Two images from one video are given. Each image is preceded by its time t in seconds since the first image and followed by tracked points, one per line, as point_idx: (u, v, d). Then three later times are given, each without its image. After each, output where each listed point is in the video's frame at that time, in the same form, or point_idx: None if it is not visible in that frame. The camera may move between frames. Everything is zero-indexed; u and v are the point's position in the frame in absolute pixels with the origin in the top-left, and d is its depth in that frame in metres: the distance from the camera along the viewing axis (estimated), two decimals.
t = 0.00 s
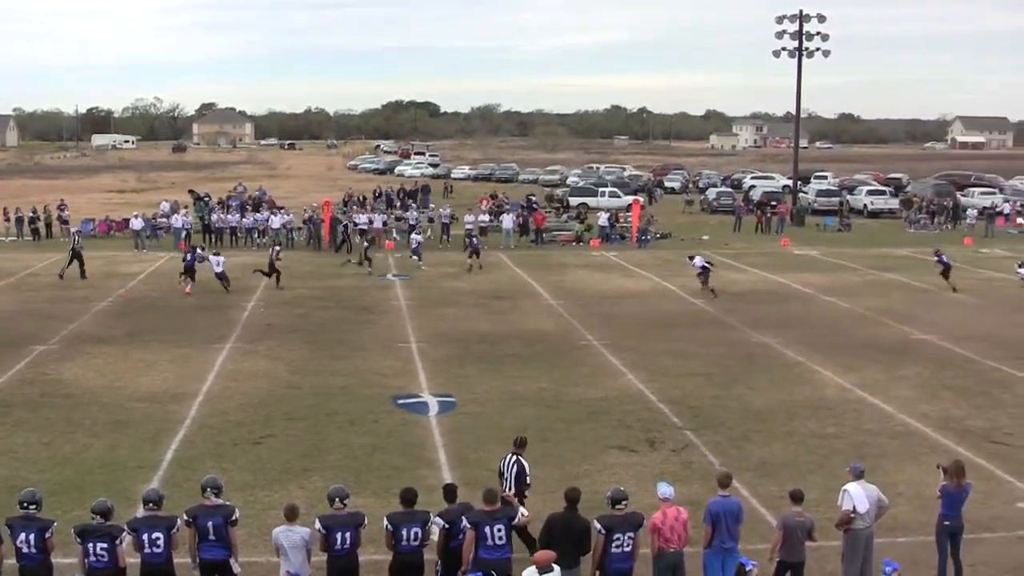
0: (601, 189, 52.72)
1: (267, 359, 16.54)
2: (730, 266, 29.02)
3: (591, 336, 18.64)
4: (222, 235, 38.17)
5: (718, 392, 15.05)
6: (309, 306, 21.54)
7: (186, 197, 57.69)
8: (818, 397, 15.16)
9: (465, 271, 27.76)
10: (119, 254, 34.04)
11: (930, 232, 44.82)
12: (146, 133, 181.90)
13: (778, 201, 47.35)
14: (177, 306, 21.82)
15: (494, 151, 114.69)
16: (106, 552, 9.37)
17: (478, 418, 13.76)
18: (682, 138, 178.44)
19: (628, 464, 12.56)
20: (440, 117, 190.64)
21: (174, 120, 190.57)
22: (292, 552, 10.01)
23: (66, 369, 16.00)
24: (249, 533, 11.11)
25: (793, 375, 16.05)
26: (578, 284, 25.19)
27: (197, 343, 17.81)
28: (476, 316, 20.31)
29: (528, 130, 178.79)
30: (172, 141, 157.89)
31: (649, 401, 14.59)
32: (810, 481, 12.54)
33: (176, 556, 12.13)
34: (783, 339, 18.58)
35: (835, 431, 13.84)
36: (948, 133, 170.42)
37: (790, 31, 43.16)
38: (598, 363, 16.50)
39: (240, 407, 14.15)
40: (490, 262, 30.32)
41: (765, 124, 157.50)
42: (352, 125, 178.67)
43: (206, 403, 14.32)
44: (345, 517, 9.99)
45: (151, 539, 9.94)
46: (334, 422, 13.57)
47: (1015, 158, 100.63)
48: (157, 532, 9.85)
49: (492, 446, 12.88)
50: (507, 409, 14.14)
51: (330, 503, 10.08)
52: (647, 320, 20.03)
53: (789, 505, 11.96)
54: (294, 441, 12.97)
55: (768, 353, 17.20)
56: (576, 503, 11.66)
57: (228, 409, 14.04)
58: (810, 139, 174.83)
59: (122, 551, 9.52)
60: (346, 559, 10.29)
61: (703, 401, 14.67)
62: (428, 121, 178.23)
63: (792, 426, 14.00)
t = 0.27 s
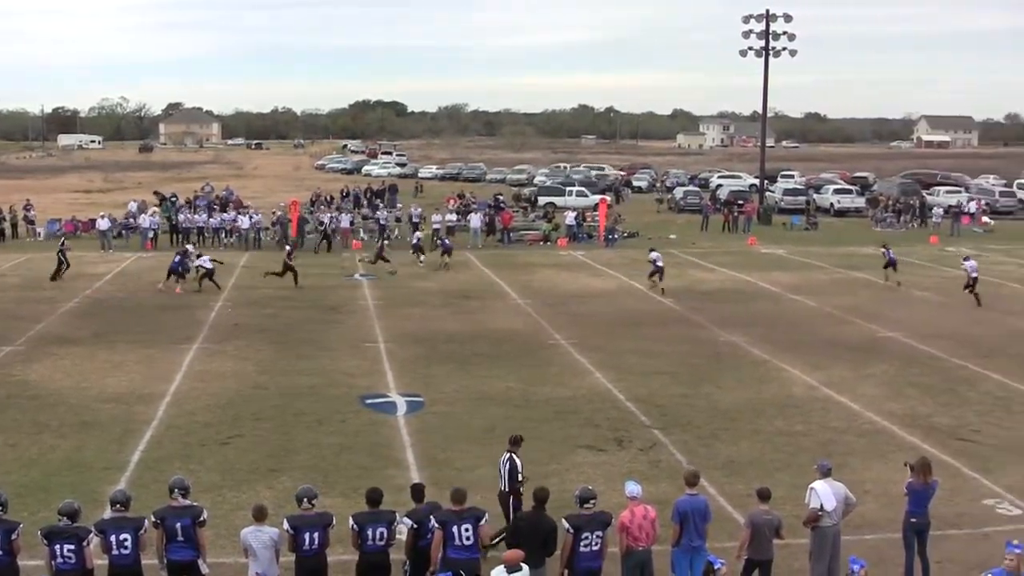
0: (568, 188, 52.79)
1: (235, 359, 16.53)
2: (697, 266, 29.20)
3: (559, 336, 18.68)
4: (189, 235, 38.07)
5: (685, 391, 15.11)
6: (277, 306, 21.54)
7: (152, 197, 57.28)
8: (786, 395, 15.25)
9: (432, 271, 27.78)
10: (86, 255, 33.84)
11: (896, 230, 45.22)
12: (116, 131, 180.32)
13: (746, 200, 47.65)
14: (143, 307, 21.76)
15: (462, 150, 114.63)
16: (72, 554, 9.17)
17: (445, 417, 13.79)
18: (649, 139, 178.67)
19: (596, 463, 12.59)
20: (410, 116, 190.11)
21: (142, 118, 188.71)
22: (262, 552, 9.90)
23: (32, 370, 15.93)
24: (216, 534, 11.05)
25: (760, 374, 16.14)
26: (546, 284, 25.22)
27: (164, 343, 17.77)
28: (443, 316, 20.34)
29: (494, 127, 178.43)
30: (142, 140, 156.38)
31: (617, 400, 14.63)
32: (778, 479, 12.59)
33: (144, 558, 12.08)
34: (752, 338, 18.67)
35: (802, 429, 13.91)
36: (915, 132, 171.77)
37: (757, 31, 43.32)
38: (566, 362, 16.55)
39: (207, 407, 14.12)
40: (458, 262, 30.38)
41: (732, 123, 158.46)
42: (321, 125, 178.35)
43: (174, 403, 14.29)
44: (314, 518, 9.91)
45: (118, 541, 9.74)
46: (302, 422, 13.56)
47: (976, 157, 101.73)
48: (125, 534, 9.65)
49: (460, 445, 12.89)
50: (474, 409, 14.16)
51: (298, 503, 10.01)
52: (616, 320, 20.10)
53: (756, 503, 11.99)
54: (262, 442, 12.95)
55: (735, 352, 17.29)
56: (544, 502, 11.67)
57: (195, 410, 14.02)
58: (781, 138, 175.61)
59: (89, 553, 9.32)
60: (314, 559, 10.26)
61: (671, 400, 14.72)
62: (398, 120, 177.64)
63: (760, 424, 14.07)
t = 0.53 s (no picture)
0: (537, 188, 52.84)
1: (203, 360, 16.52)
2: (665, 265, 29.38)
3: (528, 335, 18.74)
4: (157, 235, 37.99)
5: (654, 390, 15.16)
6: (246, 306, 21.54)
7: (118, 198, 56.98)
8: (754, 393, 15.35)
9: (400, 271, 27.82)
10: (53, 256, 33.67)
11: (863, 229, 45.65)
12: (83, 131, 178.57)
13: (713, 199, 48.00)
14: (112, 308, 21.71)
15: (430, 150, 114.74)
16: (40, 557, 9.06)
17: (415, 417, 13.80)
18: (617, 139, 179.35)
19: (565, 462, 12.61)
20: (378, 115, 189.50)
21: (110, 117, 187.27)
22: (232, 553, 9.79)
23: None
24: (185, 535, 10.99)
25: (728, 373, 16.23)
26: (515, 284, 25.28)
27: (133, 344, 17.73)
28: (412, 316, 20.40)
29: (463, 128, 178.60)
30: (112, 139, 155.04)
31: (586, 400, 14.66)
32: (747, 477, 12.65)
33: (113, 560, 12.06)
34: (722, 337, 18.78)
35: (770, 426, 13.99)
36: (882, 131, 173.07)
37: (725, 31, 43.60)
38: (534, 362, 16.61)
39: (176, 408, 14.09)
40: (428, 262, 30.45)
41: (699, 123, 159.89)
42: (287, 125, 178.43)
43: (142, 405, 14.26)
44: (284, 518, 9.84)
45: (87, 543, 9.56)
46: (271, 423, 13.55)
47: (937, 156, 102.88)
48: (93, 537, 9.47)
49: (429, 445, 12.90)
50: (444, 409, 14.18)
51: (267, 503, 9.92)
52: (586, 319, 20.17)
53: (725, 501, 12.05)
54: (231, 442, 12.91)
55: (703, 351, 17.38)
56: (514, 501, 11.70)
57: (163, 411, 13.99)
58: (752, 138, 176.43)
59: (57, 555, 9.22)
60: (284, 560, 10.19)
61: (639, 400, 14.78)
62: (367, 120, 177.00)
63: (728, 422, 14.15)
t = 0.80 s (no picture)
0: (500, 187, 52.84)
1: (166, 361, 16.48)
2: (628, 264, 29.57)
3: (492, 334, 18.79)
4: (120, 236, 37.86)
5: (617, 388, 15.22)
6: (209, 307, 21.50)
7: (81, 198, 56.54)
8: (718, 391, 15.43)
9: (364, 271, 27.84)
10: (15, 257, 33.44)
11: (826, 228, 45.89)
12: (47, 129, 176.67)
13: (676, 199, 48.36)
14: (73, 309, 21.61)
15: (393, 149, 114.69)
16: None
17: (378, 417, 13.83)
18: (579, 138, 179.74)
19: (529, 461, 12.65)
20: (339, 115, 188.61)
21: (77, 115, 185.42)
22: (196, 555, 9.63)
23: None
24: (148, 537, 10.92)
25: (692, 372, 16.33)
26: (479, 283, 25.36)
27: (96, 345, 17.67)
28: (375, 316, 20.43)
29: (427, 127, 178.04)
30: (76, 139, 153.42)
31: (549, 399, 14.71)
32: (711, 476, 12.70)
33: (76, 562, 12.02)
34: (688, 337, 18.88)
35: (734, 425, 14.06)
36: (843, 130, 174.48)
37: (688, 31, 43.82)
38: (499, 361, 16.66)
39: (140, 410, 14.05)
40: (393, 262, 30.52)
41: (662, 123, 161.94)
42: (249, 125, 177.44)
43: (105, 406, 14.21)
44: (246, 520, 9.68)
45: (49, 545, 9.42)
46: (235, 424, 13.54)
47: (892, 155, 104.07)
48: (56, 539, 9.35)
49: (393, 445, 12.92)
50: (407, 408, 14.22)
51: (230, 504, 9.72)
52: (550, 318, 20.27)
53: (689, 500, 12.08)
54: (195, 444, 12.90)
55: (667, 350, 17.46)
56: (478, 500, 11.70)
57: (127, 412, 13.96)
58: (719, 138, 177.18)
59: (18, 558, 9.16)
60: (248, 561, 10.04)
61: (603, 399, 14.84)
62: (329, 120, 176.12)
63: (692, 420, 14.22)
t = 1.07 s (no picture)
0: (474, 187, 52.84)
1: (142, 362, 16.49)
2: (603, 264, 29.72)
3: (467, 335, 18.83)
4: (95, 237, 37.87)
5: (592, 388, 15.25)
6: (183, 307, 21.52)
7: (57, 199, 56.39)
8: (693, 391, 15.47)
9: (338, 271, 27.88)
10: None
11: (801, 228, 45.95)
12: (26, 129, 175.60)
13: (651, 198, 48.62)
14: (48, 309, 21.60)
15: (368, 149, 114.82)
16: None
17: (353, 418, 13.87)
18: (552, 138, 180.07)
19: (503, 461, 12.67)
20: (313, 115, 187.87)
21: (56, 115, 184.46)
22: (172, 555, 9.50)
23: None
24: (124, 537, 10.85)
25: (666, 372, 16.38)
26: (454, 283, 25.46)
27: (71, 346, 17.65)
28: (349, 316, 20.47)
29: (401, 126, 177.50)
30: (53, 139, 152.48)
31: (523, 399, 14.76)
32: (687, 476, 12.70)
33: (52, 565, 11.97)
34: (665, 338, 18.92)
35: (709, 425, 14.09)
36: (817, 129, 175.31)
37: (662, 30, 44.01)
38: (474, 361, 16.71)
39: (115, 411, 14.05)
40: (368, 261, 30.62)
41: (635, 124, 163.21)
42: (225, 125, 174.02)
43: (79, 407, 14.20)
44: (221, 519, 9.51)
45: (24, 545, 9.29)
46: (211, 425, 13.55)
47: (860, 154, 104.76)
48: (31, 538, 9.22)
49: (368, 446, 12.95)
50: (382, 409, 14.24)
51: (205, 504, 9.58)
52: (524, 318, 20.34)
53: (664, 499, 12.08)
54: (170, 444, 12.90)
55: (641, 349, 17.49)
56: (452, 500, 11.68)
57: (102, 413, 13.96)
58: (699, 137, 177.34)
59: None
60: (226, 563, 9.85)
61: (578, 399, 14.88)
62: (302, 120, 175.48)
63: (667, 420, 14.25)
